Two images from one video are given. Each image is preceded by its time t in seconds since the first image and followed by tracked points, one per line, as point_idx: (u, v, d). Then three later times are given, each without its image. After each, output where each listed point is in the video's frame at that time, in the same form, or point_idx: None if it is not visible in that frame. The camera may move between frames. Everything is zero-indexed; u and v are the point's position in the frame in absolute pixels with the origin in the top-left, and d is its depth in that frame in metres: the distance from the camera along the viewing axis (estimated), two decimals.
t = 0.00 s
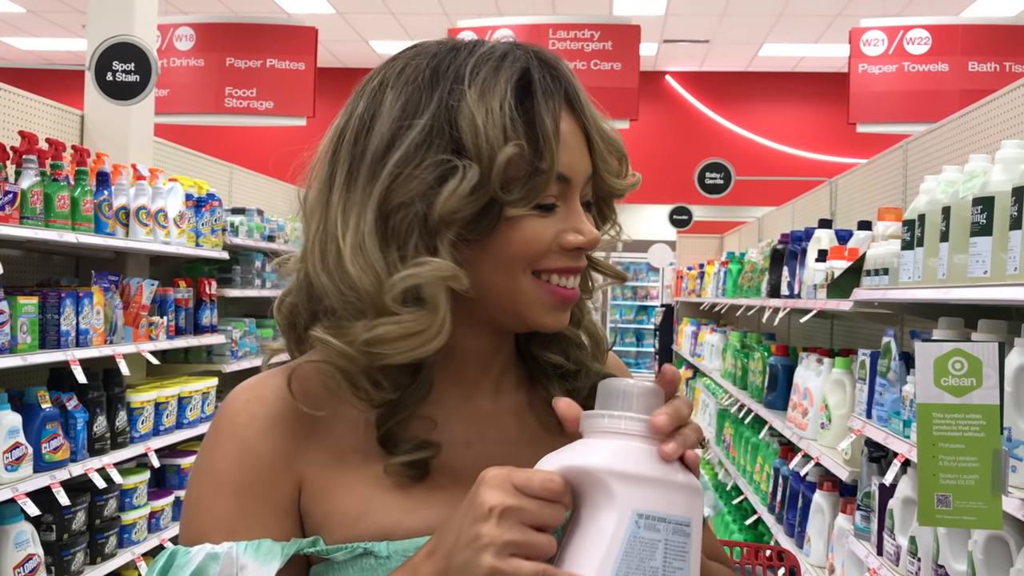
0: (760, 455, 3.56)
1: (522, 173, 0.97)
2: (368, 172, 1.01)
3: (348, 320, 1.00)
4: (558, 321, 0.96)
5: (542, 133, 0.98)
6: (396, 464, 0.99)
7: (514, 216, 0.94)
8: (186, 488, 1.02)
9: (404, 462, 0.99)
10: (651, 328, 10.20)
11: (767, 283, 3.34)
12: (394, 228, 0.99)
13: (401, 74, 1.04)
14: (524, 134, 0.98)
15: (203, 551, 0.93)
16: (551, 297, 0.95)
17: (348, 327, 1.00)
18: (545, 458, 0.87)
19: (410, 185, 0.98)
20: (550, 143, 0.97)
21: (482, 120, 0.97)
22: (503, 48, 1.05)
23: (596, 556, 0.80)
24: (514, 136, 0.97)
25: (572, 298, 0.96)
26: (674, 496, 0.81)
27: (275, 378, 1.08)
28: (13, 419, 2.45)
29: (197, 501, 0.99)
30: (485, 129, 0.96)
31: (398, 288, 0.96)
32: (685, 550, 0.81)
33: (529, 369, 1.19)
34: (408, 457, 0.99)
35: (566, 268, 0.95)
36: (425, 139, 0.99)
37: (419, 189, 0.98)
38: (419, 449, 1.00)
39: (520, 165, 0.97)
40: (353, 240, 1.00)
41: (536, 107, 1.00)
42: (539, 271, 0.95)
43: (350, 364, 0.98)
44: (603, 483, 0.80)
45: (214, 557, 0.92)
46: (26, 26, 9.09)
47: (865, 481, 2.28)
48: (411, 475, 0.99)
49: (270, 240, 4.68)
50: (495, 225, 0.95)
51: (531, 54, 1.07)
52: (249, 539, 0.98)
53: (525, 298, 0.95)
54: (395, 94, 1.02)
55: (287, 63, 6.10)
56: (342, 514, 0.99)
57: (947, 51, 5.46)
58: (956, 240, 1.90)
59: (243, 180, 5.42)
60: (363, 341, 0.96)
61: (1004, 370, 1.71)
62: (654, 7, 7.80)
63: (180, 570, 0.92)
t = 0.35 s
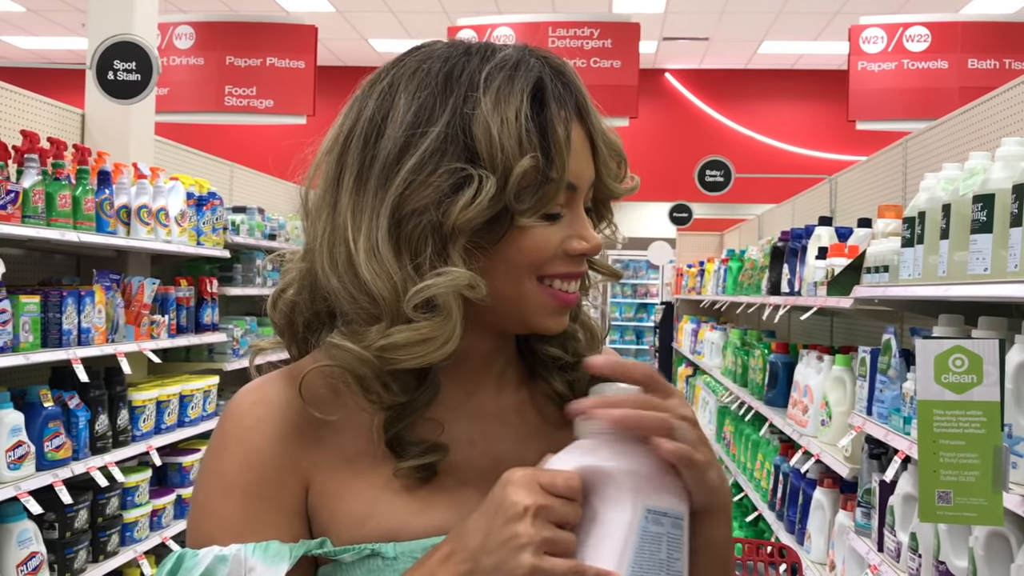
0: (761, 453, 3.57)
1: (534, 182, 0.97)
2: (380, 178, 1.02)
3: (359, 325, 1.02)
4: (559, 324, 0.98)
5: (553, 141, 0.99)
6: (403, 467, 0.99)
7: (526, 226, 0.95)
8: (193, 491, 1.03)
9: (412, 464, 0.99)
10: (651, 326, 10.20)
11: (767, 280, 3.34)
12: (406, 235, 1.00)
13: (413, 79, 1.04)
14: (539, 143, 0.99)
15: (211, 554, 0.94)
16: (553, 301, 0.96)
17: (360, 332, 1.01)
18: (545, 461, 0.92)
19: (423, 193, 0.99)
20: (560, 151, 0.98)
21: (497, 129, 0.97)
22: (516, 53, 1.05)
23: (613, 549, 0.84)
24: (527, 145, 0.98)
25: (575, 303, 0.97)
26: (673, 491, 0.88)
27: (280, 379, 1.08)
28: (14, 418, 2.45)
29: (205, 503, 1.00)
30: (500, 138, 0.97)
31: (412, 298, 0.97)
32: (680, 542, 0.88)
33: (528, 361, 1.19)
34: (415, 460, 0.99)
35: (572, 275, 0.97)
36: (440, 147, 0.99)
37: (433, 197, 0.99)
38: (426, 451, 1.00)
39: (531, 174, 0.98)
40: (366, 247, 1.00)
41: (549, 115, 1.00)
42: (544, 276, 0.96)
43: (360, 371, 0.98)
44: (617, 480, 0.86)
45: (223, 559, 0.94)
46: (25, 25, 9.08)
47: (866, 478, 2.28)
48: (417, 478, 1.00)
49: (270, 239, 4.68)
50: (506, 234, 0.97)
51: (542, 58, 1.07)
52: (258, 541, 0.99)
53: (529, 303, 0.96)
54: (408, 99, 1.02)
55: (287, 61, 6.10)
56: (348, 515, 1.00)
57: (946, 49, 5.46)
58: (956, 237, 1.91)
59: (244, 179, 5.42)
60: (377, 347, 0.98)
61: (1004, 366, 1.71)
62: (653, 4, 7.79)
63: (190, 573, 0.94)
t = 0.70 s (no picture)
0: (754, 449, 3.58)
1: (554, 188, 0.97)
2: (399, 176, 0.97)
3: (370, 326, 0.98)
4: (554, 325, 1.01)
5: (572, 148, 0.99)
6: (407, 466, 0.99)
7: (545, 231, 0.96)
8: (184, 487, 0.99)
9: (416, 462, 0.98)
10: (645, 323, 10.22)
11: (761, 277, 3.34)
12: (426, 238, 0.97)
13: (431, 73, 1.00)
14: (561, 150, 0.98)
15: (209, 552, 0.91)
16: (554, 304, 0.99)
17: (373, 334, 0.98)
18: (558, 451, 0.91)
19: (447, 195, 0.96)
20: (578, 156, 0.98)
21: (524, 133, 0.96)
22: (535, 53, 1.02)
23: (609, 548, 0.83)
24: (553, 152, 0.97)
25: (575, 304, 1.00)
26: (689, 491, 0.84)
27: (276, 376, 1.03)
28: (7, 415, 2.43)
29: (200, 500, 0.96)
30: (527, 144, 0.96)
31: (437, 305, 0.95)
32: (699, 546, 0.83)
33: (520, 353, 1.20)
34: (421, 459, 0.99)
35: (576, 279, 0.99)
36: (465, 148, 0.96)
37: (457, 200, 0.96)
38: (430, 449, 1.00)
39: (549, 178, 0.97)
40: (383, 248, 0.96)
41: (571, 120, 0.99)
42: (552, 282, 0.98)
43: (374, 372, 0.96)
44: (617, 479, 0.83)
45: (221, 558, 0.91)
46: (17, 20, 9.03)
47: (859, 474, 2.29)
48: (422, 476, 0.99)
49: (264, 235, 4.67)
50: (522, 237, 0.96)
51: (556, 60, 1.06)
52: (255, 538, 0.96)
53: (535, 306, 0.98)
54: (430, 96, 0.98)
55: (281, 57, 6.08)
56: (348, 511, 0.99)
57: (940, 45, 5.47)
58: (949, 233, 1.91)
59: (237, 175, 5.41)
60: (392, 351, 0.95)
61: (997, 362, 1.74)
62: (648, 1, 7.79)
63: (186, 572, 0.91)
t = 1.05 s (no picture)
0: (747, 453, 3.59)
1: (566, 197, 1.00)
2: (418, 183, 0.98)
3: (390, 330, 0.97)
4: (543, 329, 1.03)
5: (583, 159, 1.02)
6: (406, 464, 0.98)
7: (553, 238, 0.99)
8: (170, 484, 0.96)
9: (414, 461, 0.98)
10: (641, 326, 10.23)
11: (753, 281, 3.35)
12: (446, 245, 0.98)
13: (448, 83, 1.01)
14: (573, 160, 1.01)
15: (197, 550, 0.90)
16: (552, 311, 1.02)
17: (398, 338, 0.96)
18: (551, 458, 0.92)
19: (467, 203, 0.97)
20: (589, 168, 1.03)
21: (541, 144, 0.98)
22: (542, 66, 1.05)
23: (614, 553, 0.85)
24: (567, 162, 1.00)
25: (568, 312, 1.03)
26: (678, 497, 0.88)
27: (268, 373, 1.02)
28: None
29: (189, 497, 0.94)
30: (543, 154, 0.98)
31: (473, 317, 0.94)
32: (678, 547, 0.88)
33: (507, 348, 1.22)
34: (420, 458, 0.98)
35: (572, 287, 1.03)
36: (484, 157, 0.98)
37: (477, 208, 0.97)
38: (425, 447, 0.99)
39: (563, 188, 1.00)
40: (406, 254, 0.96)
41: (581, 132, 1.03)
42: (551, 289, 1.02)
43: (405, 376, 0.93)
44: (620, 485, 0.86)
45: (210, 556, 0.90)
46: (11, 22, 9.04)
47: (849, 478, 2.29)
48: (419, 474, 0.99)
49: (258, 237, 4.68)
50: (534, 246, 0.99)
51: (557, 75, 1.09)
52: (245, 536, 0.95)
53: (539, 312, 1.01)
54: (447, 105, 0.99)
55: (276, 59, 6.09)
56: (339, 510, 0.99)
57: (934, 50, 5.47)
58: (937, 238, 1.92)
59: (231, 178, 5.41)
60: (422, 354, 0.93)
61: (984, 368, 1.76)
62: (642, 4, 7.79)
63: (173, 570, 0.89)
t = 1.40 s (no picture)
0: (749, 460, 3.57)
1: (578, 194, 1.00)
2: (434, 180, 0.97)
3: (405, 325, 0.95)
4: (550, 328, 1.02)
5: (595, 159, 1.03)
6: (415, 458, 0.97)
7: (564, 235, 0.99)
8: (173, 481, 0.95)
9: (424, 454, 0.97)
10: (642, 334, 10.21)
11: (755, 288, 3.34)
12: (461, 241, 0.97)
13: (460, 81, 1.01)
14: (584, 159, 1.02)
15: (201, 545, 0.89)
16: (558, 311, 1.02)
17: (413, 330, 0.94)
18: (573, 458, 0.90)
19: (483, 200, 0.96)
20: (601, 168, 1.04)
21: (555, 141, 0.99)
22: (551, 68, 1.06)
23: (621, 556, 0.83)
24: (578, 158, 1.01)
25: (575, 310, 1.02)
26: (704, 500, 0.83)
27: (271, 369, 1.01)
28: None
29: (192, 492, 0.93)
30: (557, 151, 0.99)
31: (489, 310, 0.93)
32: (712, 556, 0.83)
33: (514, 343, 1.21)
34: (431, 450, 0.97)
35: (578, 287, 1.03)
36: (499, 154, 0.97)
37: (492, 204, 0.96)
38: (435, 440, 0.98)
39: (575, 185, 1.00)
40: (423, 249, 0.94)
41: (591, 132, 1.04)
42: (561, 289, 1.02)
43: (422, 365, 0.92)
44: (632, 490, 0.83)
45: (214, 551, 0.88)
46: (16, 29, 9.10)
47: (851, 485, 2.28)
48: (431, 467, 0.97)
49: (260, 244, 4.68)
50: (546, 242, 0.99)
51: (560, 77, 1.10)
52: (250, 532, 0.94)
53: (550, 310, 1.00)
54: (460, 103, 0.99)
55: (279, 66, 6.11)
56: (345, 504, 0.98)
57: (935, 59, 5.48)
58: (938, 244, 1.91)
59: (233, 184, 5.43)
60: (439, 346, 0.92)
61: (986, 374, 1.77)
62: (644, 13, 7.82)
63: (175, 565, 0.88)
